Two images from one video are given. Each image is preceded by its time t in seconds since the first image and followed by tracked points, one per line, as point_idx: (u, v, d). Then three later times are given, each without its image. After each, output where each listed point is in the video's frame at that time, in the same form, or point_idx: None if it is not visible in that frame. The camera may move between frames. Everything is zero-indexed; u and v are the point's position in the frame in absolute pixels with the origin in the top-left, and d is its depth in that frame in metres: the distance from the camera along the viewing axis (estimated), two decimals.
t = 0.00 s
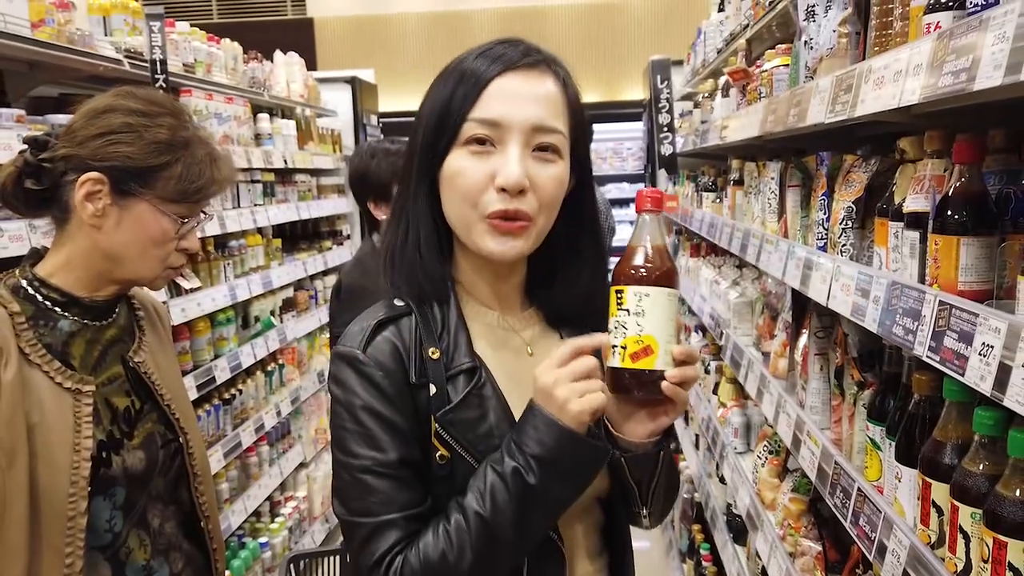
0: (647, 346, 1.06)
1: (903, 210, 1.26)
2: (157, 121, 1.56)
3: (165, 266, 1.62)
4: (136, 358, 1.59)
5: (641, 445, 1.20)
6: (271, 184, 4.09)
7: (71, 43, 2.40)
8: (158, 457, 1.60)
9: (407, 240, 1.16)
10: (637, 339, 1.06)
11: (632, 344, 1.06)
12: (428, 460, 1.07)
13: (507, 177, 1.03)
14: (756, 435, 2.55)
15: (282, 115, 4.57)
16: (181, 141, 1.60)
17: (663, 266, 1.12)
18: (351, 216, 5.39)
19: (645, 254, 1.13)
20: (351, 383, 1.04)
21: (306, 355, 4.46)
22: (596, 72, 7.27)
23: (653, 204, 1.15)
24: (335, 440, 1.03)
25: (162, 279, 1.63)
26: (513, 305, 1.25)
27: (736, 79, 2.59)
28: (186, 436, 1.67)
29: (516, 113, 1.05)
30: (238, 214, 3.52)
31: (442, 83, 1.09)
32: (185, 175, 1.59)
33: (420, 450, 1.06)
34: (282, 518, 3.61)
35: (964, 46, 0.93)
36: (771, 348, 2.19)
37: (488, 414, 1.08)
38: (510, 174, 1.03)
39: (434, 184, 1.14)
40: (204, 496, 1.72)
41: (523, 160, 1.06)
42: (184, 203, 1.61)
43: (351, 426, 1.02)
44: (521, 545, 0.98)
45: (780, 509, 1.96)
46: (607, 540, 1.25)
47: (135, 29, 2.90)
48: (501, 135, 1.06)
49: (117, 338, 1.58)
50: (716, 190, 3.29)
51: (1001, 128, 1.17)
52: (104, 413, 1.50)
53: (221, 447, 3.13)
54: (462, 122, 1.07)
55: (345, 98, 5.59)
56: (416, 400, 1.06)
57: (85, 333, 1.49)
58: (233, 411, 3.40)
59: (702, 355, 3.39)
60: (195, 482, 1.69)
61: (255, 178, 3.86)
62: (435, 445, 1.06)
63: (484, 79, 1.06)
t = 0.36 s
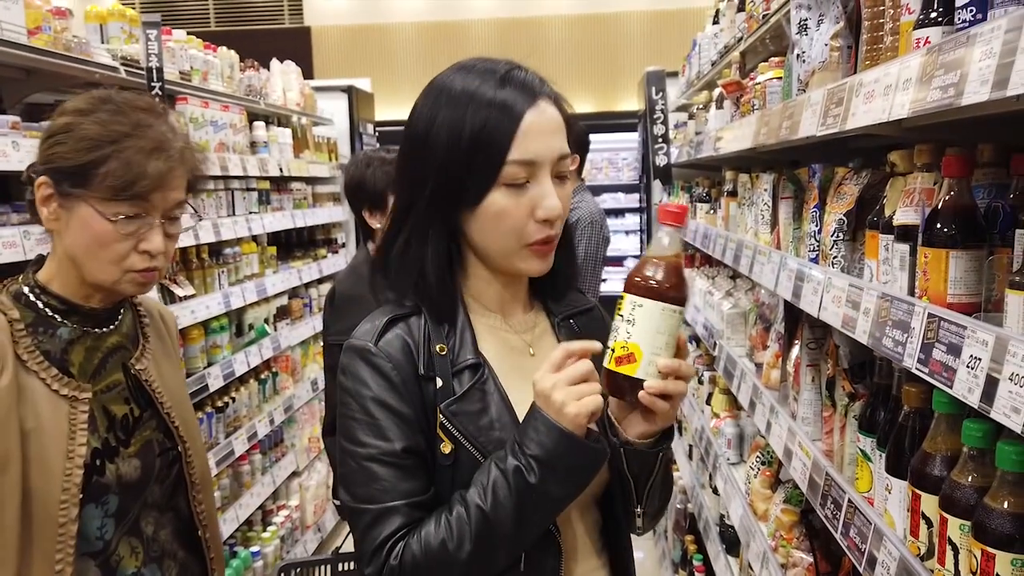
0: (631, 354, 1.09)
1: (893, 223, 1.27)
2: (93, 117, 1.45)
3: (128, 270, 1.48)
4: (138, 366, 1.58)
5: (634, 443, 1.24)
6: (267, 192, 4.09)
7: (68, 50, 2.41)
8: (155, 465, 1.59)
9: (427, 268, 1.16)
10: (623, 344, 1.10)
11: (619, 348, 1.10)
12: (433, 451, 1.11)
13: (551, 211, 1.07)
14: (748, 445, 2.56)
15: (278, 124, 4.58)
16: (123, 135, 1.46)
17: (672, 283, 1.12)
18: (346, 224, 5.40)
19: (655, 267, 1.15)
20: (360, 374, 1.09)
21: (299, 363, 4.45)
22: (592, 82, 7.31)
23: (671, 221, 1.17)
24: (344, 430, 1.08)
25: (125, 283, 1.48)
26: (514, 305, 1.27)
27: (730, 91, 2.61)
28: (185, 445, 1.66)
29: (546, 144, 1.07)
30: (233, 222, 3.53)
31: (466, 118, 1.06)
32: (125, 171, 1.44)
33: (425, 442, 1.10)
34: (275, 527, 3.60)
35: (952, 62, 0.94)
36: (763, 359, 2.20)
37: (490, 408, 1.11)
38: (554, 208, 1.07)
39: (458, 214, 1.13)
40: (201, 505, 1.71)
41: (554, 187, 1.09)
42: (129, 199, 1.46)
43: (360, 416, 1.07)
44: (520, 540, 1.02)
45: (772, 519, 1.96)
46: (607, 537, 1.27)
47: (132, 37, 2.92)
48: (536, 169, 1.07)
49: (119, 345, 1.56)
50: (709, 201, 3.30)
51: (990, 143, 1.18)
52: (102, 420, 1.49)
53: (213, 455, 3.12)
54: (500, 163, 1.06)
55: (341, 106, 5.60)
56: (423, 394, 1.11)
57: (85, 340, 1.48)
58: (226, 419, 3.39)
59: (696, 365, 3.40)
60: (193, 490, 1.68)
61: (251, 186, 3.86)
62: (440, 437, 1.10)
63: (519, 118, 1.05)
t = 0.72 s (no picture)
0: (636, 368, 1.10)
1: (880, 229, 1.27)
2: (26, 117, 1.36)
3: (84, 276, 1.41)
4: (119, 372, 1.56)
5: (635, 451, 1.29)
6: (257, 197, 4.08)
7: (57, 54, 2.40)
8: (132, 474, 1.56)
9: (416, 277, 1.13)
10: (631, 358, 1.11)
11: (626, 361, 1.11)
12: (432, 457, 1.10)
13: (533, 203, 1.07)
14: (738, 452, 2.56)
15: (269, 129, 4.57)
16: (57, 134, 1.36)
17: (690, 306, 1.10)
18: (338, 230, 5.39)
19: (674, 282, 1.13)
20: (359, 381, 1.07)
21: (289, 369, 4.43)
22: (584, 88, 7.32)
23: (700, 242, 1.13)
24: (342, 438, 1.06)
25: (84, 289, 1.42)
26: (502, 309, 1.27)
27: (720, 98, 2.63)
28: (167, 451, 1.64)
29: (521, 137, 1.08)
30: (223, 227, 3.52)
31: (443, 117, 1.08)
32: (61, 173, 1.36)
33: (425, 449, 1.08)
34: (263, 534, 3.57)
35: (938, 68, 0.94)
36: (753, 365, 2.20)
37: (489, 412, 1.11)
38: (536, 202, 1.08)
39: (446, 217, 1.13)
40: (185, 514, 1.68)
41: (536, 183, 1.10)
42: (72, 202, 1.38)
43: (359, 424, 1.05)
44: (529, 547, 1.01)
45: (762, 526, 1.96)
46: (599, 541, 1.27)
47: (122, 41, 2.91)
48: (515, 162, 1.08)
49: (99, 350, 1.55)
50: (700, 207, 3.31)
51: (976, 150, 1.18)
52: (76, 428, 1.47)
53: (202, 462, 3.11)
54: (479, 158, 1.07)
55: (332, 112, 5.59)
56: (423, 400, 1.10)
57: (59, 347, 1.46)
58: (215, 426, 3.36)
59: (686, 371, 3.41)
60: (177, 498, 1.65)
61: (241, 191, 3.85)
62: (439, 443, 1.09)
63: (494, 113, 1.07)
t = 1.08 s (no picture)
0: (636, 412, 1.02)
1: (868, 229, 1.27)
2: None
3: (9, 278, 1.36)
4: (64, 371, 1.52)
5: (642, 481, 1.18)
6: (247, 198, 4.05)
7: (44, 53, 2.38)
8: (88, 477, 1.55)
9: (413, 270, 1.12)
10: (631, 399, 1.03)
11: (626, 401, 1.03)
12: (430, 473, 1.09)
13: (535, 193, 1.08)
14: (728, 452, 2.56)
15: (259, 129, 4.55)
16: None
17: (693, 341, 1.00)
18: (328, 230, 5.37)
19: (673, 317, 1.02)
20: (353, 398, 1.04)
21: (279, 371, 4.41)
22: (577, 89, 7.33)
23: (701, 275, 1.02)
24: (335, 459, 1.03)
25: (8, 292, 1.37)
26: (493, 313, 1.27)
27: (710, 98, 2.63)
28: (125, 450, 1.62)
29: (524, 126, 1.08)
30: (212, 228, 3.50)
31: (441, 106, 1.06)
32: None
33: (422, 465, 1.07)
34: (253, 537, 3.56)
35: (925, 66, 0.94)
36: (743, 365, 2.20)
37: (489, 424, 1.10)
38: (536, 193, 1.08)
39: (443, 208, 1.12)
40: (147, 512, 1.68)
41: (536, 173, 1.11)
42: None
43: (354, 443, 1.02)
44: (535, 569, 1.00)
45: (752, 526, 1.96)
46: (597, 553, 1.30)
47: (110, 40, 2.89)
48: (516, 151, 1.09)
49: (41, 350, 1.51)
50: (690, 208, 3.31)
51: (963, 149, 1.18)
52: (24, 434, 1.44)
53: (191, 464, 3.10)
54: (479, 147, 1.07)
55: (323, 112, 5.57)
56: (419, 413, 1.08)
57: None
58: (205, 427, 3.34)
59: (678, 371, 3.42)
60: (138, 496, 1.65)
61: (231, 192, 3.83)
62: (437, 457, 1.08)
63: (495, 102, 1.07)
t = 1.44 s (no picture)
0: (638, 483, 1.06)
1: (843, 226, 1.29)
2: None
3: None
4: (9, 373, 1.49)
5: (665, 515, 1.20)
6: (229, 197, 4.03)
7: (22, 50, 2.36)
8: (34, 484, 1.51)
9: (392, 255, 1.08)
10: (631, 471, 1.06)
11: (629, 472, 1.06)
12: (413, 506, 1.04)
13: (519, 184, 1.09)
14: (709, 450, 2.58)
15: (241, 128, 4.52)
16: None
17: (689, 408, 1.01)
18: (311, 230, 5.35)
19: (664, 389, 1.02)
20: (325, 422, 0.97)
21: (261, 371, 4.39)
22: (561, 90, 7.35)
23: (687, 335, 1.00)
24: (305, 493, 0.97)
25: None
26: (464, 315, 1.26)
27: (692, 99, 2.65)
28: (75, 455, 1.60)
29: (510, 110, 1.09)
30: (193, 227, 3.48)
31: (429, 82, 1.03)
32: None
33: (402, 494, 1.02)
34: (235, 538, 3.53)
35: (896, 65, 0.95)
36: (723, 362, 2.22)
37: (476, 444, 1.06)
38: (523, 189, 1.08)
39: (424, 190, 1.08)
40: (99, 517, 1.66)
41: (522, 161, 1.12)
42: None
43: (327, 475, 0.96)
44: None
45: (731, 523, 1.98)
46: None
47: (89, 38, 2.87)
48: (503, 138, 1.09)
49: None
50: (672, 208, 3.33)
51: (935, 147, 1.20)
52: None
53: (171, 464, 3.08)
54: (467, 126, 1.05)
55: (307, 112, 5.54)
56: (399, 435, 1.03)
57: None
58: (185, 428, 3.32)
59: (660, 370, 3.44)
60: (89, 503, 1.63)
61: (213, 191, 3.80)
62: (421, 485, 1.03)
63: (484, 80, 1.05)
